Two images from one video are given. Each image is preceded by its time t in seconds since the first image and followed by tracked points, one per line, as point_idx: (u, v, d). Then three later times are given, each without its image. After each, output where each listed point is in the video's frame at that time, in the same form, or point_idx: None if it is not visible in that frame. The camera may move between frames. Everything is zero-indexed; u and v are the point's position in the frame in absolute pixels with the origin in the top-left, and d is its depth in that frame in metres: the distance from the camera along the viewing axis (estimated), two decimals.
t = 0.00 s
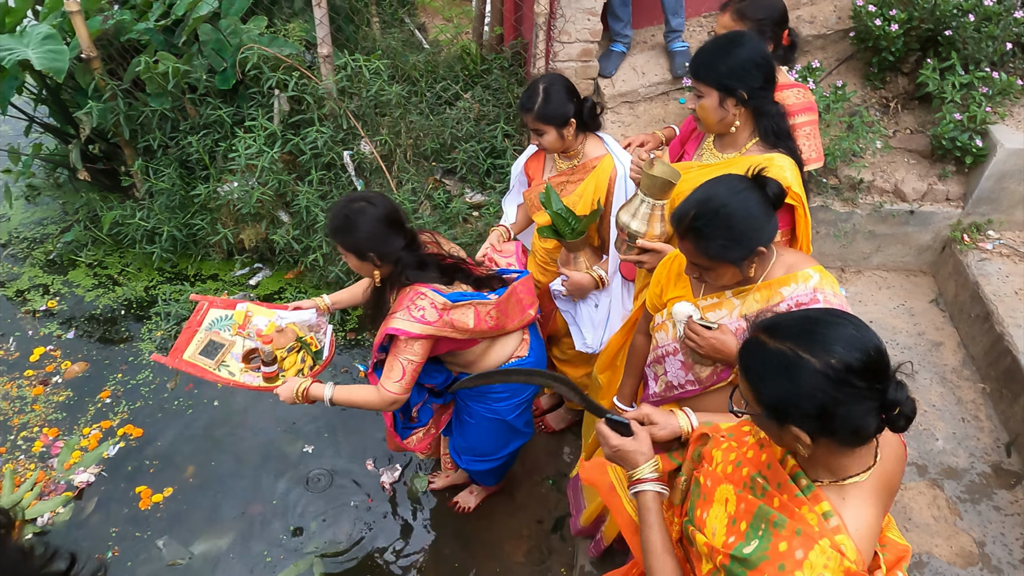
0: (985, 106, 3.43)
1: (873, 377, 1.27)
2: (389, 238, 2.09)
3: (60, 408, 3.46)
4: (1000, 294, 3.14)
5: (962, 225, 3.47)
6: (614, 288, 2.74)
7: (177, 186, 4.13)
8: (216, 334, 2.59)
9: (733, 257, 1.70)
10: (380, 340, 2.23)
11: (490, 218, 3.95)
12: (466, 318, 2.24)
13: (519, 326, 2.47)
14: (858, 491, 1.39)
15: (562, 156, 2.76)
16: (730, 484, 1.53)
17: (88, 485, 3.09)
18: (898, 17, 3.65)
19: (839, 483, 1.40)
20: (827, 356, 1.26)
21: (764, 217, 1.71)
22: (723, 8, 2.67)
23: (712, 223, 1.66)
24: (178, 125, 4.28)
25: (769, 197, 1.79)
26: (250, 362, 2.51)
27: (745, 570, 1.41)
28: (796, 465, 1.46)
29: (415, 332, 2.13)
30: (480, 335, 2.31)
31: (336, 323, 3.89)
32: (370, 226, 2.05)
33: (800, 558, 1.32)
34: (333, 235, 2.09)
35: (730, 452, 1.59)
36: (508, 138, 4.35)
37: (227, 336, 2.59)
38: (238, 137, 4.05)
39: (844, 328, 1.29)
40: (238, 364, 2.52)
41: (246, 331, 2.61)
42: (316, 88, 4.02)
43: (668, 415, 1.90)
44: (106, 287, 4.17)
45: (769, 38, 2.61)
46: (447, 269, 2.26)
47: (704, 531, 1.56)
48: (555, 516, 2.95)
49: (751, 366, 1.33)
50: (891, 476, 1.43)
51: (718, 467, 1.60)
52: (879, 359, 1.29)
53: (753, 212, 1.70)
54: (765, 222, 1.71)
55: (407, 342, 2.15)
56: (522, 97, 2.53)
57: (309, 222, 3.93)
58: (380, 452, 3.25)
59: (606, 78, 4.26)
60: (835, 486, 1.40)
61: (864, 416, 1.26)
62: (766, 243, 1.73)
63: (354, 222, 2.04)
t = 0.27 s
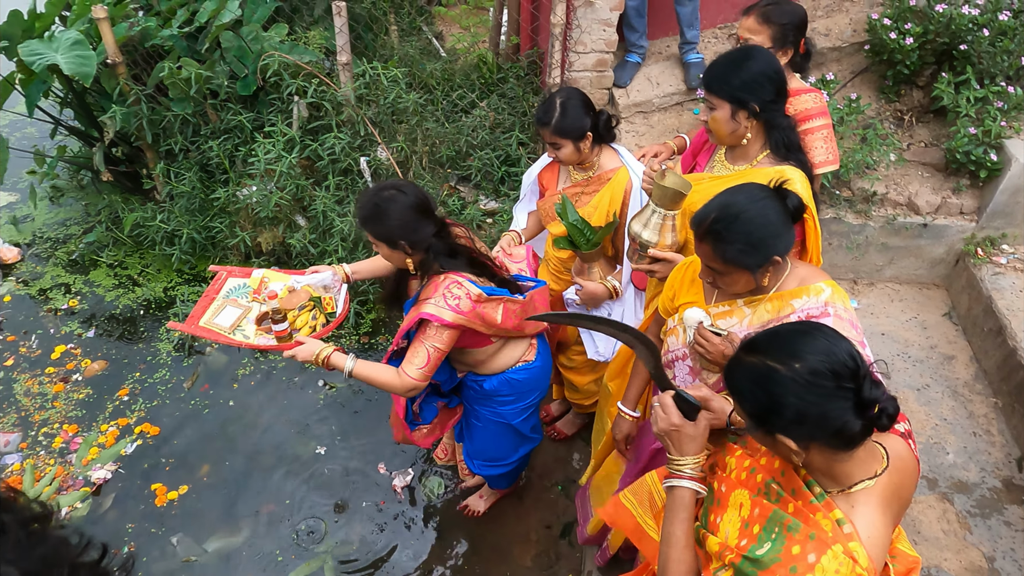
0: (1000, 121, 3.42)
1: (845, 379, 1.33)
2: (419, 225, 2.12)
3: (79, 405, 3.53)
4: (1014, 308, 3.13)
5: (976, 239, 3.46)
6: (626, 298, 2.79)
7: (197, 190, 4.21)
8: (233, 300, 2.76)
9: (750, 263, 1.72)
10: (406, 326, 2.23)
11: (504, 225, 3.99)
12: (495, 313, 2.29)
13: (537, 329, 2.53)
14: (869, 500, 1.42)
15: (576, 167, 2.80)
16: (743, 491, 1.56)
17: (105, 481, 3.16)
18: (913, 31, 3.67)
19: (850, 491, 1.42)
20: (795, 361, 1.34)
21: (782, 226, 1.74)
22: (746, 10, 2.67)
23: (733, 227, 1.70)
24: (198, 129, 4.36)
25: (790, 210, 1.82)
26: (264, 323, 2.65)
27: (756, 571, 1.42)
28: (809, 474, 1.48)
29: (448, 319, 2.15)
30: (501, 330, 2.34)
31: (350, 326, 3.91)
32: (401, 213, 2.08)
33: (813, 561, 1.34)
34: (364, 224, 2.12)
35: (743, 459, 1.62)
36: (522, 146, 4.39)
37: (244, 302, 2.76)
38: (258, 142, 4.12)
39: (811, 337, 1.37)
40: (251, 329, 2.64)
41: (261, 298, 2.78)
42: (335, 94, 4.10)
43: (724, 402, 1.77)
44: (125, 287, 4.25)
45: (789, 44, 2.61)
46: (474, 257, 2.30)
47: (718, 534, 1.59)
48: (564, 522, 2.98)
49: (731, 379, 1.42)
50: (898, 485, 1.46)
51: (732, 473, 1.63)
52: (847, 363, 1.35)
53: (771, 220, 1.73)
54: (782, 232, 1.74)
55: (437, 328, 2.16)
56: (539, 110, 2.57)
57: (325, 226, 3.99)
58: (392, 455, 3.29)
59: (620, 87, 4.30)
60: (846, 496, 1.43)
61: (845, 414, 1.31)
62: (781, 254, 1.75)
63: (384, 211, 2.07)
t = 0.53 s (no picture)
0: (1012, 133, 3.42)
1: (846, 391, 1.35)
2: (423, 229, 2.17)
3: (94, 402, 3.59)
4: None
5: (987, 252, 3.45)
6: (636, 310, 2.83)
7: (213, 193, 4.27)
8: (240, 257, 2.83)
9: (760, 272, 1.74)
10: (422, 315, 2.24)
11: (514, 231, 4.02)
12: (510, 308, 2.32)
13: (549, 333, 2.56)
14: (868, 508, 1.44)
15: (590, 178, 2.83)
16: (746, 498, 1.59)
17: (118, 478, 3.21)
18: (925, 43, 3.68)
19: (849, 499, 1.45)
20: (795, 371, 1.36)
21: (795, 237, 1.77)
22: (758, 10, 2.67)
23: (748, 233, 1.72)
24: (215, 133, 4.43)
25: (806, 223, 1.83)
26: (273, 283, 2.73)
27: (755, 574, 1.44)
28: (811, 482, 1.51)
29: (466, 308, 2.17)
30: (514, 327, 2.37)
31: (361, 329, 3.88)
32: (406, 220, 2.14)
33: (813, 566, 1.36)
34: (371, 233, 2.18)
35: (748, 466, 1.66)
36: (534, 153, 4.42)
37: (251, 260, 2.84)
38: (273, 146, 4.19)
39: (812, 346, 1.39)
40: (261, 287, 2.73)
41: (268, 255, 2.84)
42: (350, 100, 4.16)
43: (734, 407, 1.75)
44: (141, 287, 4.32)
45: (799, 45, 2.63)
46: (489, 254, 2.32)
47: (720, 539, 1.61)
48: (569, 527, 3.00)
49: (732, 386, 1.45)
50: (898, 495, 1.48)
51: (736, 480, 1.67)
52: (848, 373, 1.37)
53: (786, 230, 1.75)
54: (796, 242, 1.76)
55: (453, 316, 2.17)
56: (562, 121, 2.60)
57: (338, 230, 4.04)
58: (400, 457, 3.32)
59: (632, 96, 4.37)
60: (846, 504, 1.45)
61: (844, 424, 1.33)
62: (792, 265, 1.77)
63: (393, 218, 2.13)
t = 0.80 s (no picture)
0: None
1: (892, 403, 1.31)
2: (433, 229, 2.17)
3: (108, 399, 3.63)
4: None
5: (1004, 260, 3.40)
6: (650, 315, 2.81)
7: (228, 193, 4.32)
8: (260, 233, 2.91)
9: (779, 272, 1.74)
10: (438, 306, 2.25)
11: (526, 234, 4.02)
12: (526, 301, 2.35)
13: (563, 335, 2.57)
14: (883, 513, 1.42)
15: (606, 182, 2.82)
16: (756, 501, 1.58)
17: (130, 473, 3.24)
18: (942, 49, 3.66)
19: (865, 504, 1.43)
20: (844, 375, 1.32)
21: (815, 238, 1.76)
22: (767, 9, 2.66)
23: (768, 233, 1.72)
24: (231, 133, 4.47)
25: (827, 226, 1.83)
26: (295, 257, 2.79)
27: None
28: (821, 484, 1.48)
29: (484, 297, 2.19)
30: (528, 321, 2.38)
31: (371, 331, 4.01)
32: (417, 220, 2.14)
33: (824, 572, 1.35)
34: (383, 236, 2.19)
35: (757, 470, 1.64)
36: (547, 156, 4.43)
37: (272, 235, 2.91)
38: (288, 147, 4.23)
39: (863, 352, 1.36)
40: (283, 262, 2.79)
41: (289, 231, 2.93)
42: (364, 102, 4.19)
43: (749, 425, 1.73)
44: (156, 285, 4.36)
45: (807, 44, 2.62)
46: (505, 250, 2.38)
47: (729, 543, 1.60)
48: (578, 531, 2.99)
49: (771, 382, 1.42)
50: (912, 499, 1.46)
51: (746, 483, 1.64)
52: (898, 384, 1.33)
53: (806, 231, 1.75)
54: (816, 245, 1.76)
55: (471, 305, 2.18)
56: (582, 126, 2.60)
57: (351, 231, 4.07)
58: (410, 458, 3.33)
59: (646, 100, 4.37)
60: (859, 507, 1.43)
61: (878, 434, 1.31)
62: (811, 267, 1.77)
63: (405, 217, 2.13)
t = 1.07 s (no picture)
0: None
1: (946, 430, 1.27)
2: (451, 227, 2.17)
3: (122, 394, 3.65)
4: None
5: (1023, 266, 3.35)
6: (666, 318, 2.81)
7: (243, 191, 4.35)
8: (285, 229, 2.92)
9: (799, 273, 1.73)
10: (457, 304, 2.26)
11: (539, 235, 4.02)
12: (544, 302, 2.35)
13: (580, 342, 2.56)
14: (893, 518, 1.39)
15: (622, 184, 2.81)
16: (763, 507, 1.57)
17: (143, 469, 3.26)
18: (962, 53, 3.63)
19: (874, 508, 1.40)
20: (907, 398, 1.25)
21: (837, 239, 1.75)
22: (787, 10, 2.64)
23: (789, 233, 1.71)
24: (247, 132, 4.49)
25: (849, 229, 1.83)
26: (319, 252, 2.79)
27: None
28: (829, 488, 1.47)
29: (502, 296, 2.19)
30: (545, 322, 2.38)
31: (383, 330, 4.06)
32: (436, 219, 2.14)
33: None
34: (402, 234, 2.18)
35: (766, 475, 1.64)
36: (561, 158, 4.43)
37: (296, 231, 2.91)
38: (303, 146, 4.25)
39: (930, 371, 1.28)
40: (307, 258, 2.77)
41: (313, 228, 2.92)
42: (379, 102, 4.21)
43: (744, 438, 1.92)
44: (170, 282, 4.39)
45: (827, 46, 2.60)
46: (523, 249, 2.38)
47: (737, 549, 1.59)
48: (589, 534, 2.98)
49: (823, 384, 1.35)
50: (927, 505, 1.43)
51: (755, 488, 1.64)
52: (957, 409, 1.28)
53: (828, 232, 1.73)
54: (839, 247, 1.75)
55: (489, 304, 2.19)
56: (596, 134, 2.58)
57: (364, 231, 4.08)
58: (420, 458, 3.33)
59: (661, 102, 4.36)
60: (870, 511, 1.40)
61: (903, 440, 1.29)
62: (832, 269, 1.76)
63: (423, 215, 2.13)
